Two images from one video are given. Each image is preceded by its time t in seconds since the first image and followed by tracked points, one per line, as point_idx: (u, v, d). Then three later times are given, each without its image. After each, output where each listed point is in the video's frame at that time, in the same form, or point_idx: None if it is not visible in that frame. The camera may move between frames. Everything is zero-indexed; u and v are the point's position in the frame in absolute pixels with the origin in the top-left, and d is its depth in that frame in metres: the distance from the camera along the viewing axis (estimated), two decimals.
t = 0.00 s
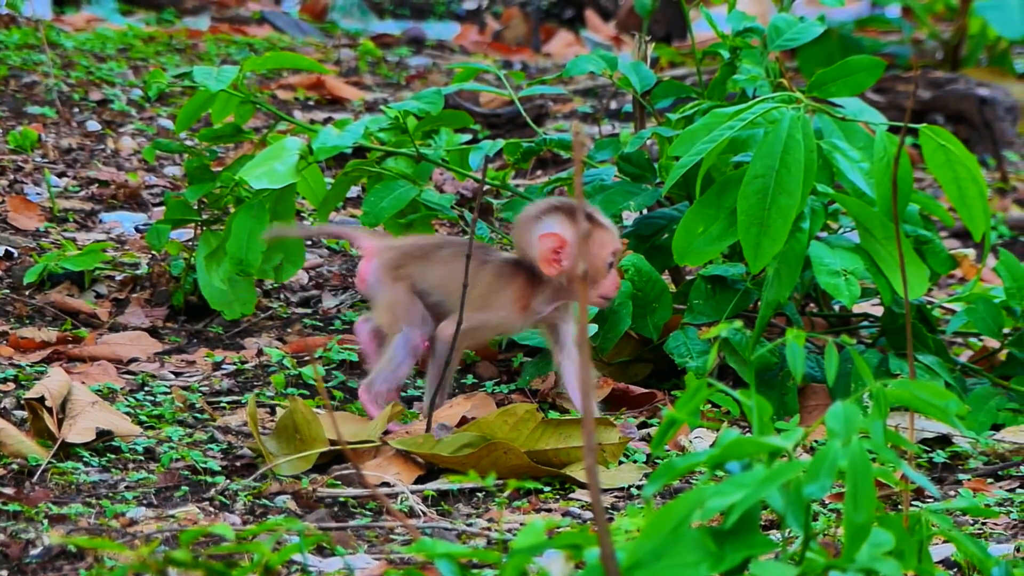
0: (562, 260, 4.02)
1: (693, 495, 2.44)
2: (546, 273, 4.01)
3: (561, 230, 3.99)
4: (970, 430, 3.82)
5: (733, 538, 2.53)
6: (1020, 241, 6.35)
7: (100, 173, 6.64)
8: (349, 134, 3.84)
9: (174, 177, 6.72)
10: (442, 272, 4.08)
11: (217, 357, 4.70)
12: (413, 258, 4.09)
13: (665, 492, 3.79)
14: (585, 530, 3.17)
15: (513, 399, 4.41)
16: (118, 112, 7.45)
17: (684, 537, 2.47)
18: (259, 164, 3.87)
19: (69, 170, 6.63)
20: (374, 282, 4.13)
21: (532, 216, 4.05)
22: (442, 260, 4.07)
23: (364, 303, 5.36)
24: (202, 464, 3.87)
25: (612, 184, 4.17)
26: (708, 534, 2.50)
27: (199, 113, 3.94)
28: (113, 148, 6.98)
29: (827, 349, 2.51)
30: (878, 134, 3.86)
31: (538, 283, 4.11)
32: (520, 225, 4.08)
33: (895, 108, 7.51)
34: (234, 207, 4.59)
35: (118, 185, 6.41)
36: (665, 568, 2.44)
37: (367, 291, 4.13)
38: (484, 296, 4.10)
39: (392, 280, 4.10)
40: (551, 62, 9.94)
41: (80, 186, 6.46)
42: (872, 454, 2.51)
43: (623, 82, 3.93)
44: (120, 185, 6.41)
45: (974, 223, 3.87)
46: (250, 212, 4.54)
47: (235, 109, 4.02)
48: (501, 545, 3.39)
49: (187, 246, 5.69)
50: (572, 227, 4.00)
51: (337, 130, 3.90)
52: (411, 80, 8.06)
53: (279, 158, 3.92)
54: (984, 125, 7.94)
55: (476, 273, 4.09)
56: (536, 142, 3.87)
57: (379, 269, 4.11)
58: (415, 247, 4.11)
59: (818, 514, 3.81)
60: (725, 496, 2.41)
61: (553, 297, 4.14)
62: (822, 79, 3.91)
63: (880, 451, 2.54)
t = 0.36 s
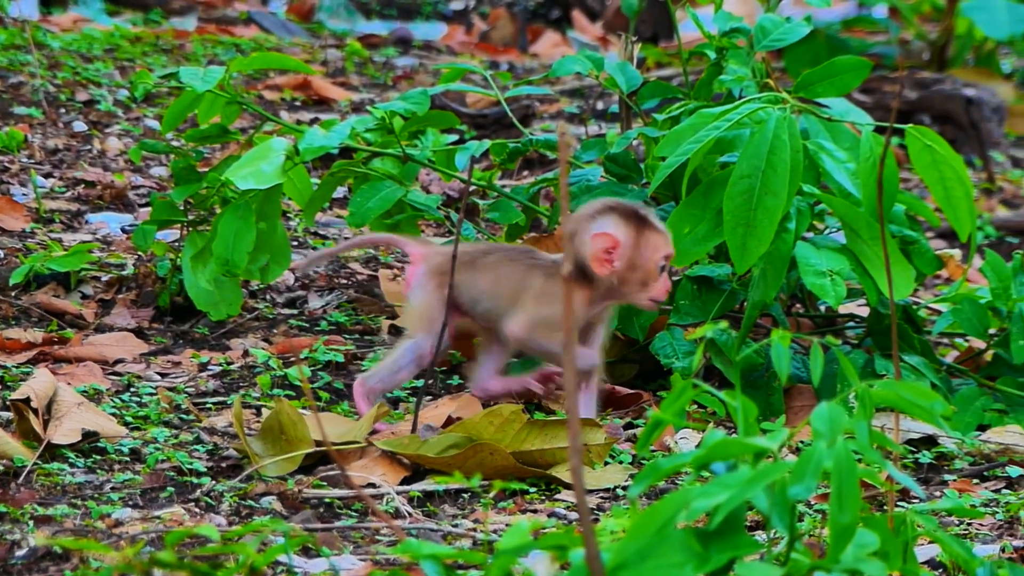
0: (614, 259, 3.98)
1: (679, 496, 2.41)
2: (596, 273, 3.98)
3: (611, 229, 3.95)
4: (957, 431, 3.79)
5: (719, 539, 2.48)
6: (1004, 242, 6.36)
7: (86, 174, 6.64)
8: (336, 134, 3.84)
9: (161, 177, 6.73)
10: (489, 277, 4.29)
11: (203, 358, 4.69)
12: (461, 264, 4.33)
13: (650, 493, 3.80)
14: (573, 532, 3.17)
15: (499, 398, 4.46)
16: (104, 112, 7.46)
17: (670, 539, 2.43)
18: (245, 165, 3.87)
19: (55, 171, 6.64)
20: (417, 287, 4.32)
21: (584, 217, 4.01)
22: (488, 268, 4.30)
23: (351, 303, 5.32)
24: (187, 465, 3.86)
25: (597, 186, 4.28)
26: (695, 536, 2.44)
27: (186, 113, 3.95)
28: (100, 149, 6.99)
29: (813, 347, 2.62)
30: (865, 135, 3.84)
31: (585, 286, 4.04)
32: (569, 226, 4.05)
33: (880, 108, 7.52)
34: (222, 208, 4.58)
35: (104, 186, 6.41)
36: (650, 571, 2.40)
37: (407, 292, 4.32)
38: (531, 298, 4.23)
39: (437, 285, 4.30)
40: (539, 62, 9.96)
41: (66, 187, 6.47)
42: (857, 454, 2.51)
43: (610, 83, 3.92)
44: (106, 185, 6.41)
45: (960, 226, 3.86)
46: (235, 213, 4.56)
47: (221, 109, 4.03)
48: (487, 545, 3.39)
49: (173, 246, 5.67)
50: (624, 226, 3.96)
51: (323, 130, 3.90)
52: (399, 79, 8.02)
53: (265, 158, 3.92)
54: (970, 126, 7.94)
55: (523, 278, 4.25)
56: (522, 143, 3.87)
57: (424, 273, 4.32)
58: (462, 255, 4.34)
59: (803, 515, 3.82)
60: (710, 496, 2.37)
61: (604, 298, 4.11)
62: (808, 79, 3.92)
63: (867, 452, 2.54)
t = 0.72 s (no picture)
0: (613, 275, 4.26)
1: (595, 497, 2.91)
2: (598, 289, 4.24)
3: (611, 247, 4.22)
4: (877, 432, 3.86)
5: (634, 538, 2.99)
6: (925, 242, 6.39)
7: (4, 172, 6.49)
8: (257, 133, 3.86)
9: (83, 176, 6.57)
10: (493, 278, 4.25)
11: (120, 357, 4.67)
12: (464, 262, 4.22)
13: (566, 493, 3.82)
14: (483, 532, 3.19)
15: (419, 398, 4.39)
16: (27, 110, 7.08)
17: (583, 535, 2.94)
18: (166, 162, 3.93)
19: None
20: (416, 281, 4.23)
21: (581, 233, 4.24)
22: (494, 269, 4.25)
23: (269, 303, 5.16)
24: (103, 463, 3.86)
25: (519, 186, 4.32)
26: (608, 534, 2.96)
27: (104, 112, 4.01)
28: (20, 147, 6.72)
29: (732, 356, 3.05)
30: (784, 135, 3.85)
31: (585, 301, 4.30)
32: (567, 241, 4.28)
33: (800, 107, 7.26)
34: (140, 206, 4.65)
35: (22, 184, 6.33)
36: (563, 566, 2.93)
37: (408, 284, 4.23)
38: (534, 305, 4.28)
39: (437, 283, 4.22)
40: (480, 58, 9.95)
41: None
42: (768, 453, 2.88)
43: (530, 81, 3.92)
44: (24, 183, 6.34)
45: (878, 225, 3.89)
46: (155, 211, 4.62)
47: (141, 109, 4.11)
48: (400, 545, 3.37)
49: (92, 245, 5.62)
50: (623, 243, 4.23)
51: (243, 129, 3.90)
52: (320, 79, 7.77)
53: (184, 156, 4.00)
54: (892, 126, 7.40)
55: (528, 286, 4.26)
56: (443, 142, 3.88)
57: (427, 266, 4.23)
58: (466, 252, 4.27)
59: (720, 514, 3.82)
60: (625, 497, 2.85)
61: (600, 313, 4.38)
62: (731, 79, 4.09)
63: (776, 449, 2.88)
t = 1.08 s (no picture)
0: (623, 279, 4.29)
1: (497, 496, 2.97)
2: (607, 292, 4.27)
3: (622, 253, 4.22)
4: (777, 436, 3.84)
5: (535, 536, 3.07)
6: (831, 241, 6.41)
7: None
8: (161, 131, 3.90)
9: None
10: (502, 270, 4.20)
11: (25, 354, 4.60)
12: (475, 254, 4.21)
13: (470, 491, 3.82)
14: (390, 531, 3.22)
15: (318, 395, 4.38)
16: None
17: (485, 535, 3.00)
18: (70, 160, 4.24)
19: None
20: (432, 277, 4.22)
21: (592, 236, 4.23)
22: (503, 258, 4.21)
23: (174, 299, 5.14)
24: (6, 461, 3.82)
25: (423, 184, 4.53)
26: (511, 533, 3.03)
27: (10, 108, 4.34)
28: None
29: (634, 351, 2.96)
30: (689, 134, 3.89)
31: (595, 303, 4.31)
32: (579, 243, 4.28)
33: (707, 107, 7.15)
34: (48, 206, 4.75)
35: None
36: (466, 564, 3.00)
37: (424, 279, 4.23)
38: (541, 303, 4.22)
39: (453, 274, 4.22)
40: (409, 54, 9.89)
41: None
42: (672, 453, 2.94)
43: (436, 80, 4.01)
44: None
45: (784, 224, 3.95)
46: (60, 209, 4.71)
47: (45, 105, 4.44)
48: (303, 540, 3.39)
49: None
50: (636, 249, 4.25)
51: (149, 127, 3.94)
52: (226, 76, 7.57)
53: (89, 155, 4.27)
54: (798, 125, 7.33)
55: (537, 281, 4.22)
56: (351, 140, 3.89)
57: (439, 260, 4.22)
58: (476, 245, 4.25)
59: (622, 514, 3.82)
60: (528, 495, 2.91)
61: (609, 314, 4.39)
62: (636, 78, 4.14)
63: (681, 449, 2.95)
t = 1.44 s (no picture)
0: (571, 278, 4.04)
1: (389, 493, 2.89)
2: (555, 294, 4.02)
3: (559, 251, 4.00)
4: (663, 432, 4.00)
5: (426, 534, 2.99)
6: (725, 239, 6.46)
7: None
8: (55, 127, 4.16)
9: None
10: (458, 278, 4.11)
11: None
12: (433, 261, 4.13)
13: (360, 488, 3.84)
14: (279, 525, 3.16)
15: (215, 394, 4.47)
16: None
17: (375, 532, 2.93)
18: None
19: None
20: (386, 284, 4.15)
21: (528, 242, 4.04)
22: (457, 266, 4.11)
23: (69, 296, 5.09)
24: None
25: (317, 181, 4.73)
26: (401, 530, 2.96)
27: None
28: None
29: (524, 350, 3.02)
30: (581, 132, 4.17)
31: (544, 305, 4.11)
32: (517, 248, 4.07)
33: (599, 105, 7.24)
34: None
35: None
36: (355, 562, 2.92)
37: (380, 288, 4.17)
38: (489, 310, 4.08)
39: (407, 283, 4.14)
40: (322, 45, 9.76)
41: None
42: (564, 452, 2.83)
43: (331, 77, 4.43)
44: None
45: (677, 221, 4.05)
46: None
47: None
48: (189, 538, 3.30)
49: None
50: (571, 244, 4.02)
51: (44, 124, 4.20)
52: (123, 73, 7.29)
53: None
54: (693, 124, 7.25)
55: (486, 287, 4.09)
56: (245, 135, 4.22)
57: (394, 268, 4.15)
58: (433, 252, 4.16)
59: (514, 511, 3.88)
60: (419, 494, 2.83)
61: (563, 312, 4.17)
62: (531, 75, 4.45)
63: (572, 448, 2.85)
